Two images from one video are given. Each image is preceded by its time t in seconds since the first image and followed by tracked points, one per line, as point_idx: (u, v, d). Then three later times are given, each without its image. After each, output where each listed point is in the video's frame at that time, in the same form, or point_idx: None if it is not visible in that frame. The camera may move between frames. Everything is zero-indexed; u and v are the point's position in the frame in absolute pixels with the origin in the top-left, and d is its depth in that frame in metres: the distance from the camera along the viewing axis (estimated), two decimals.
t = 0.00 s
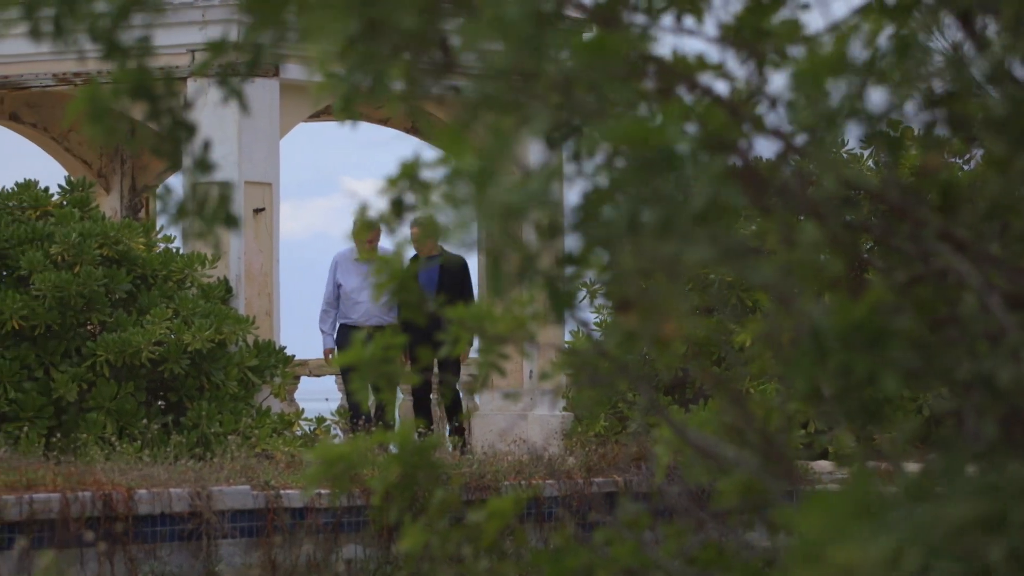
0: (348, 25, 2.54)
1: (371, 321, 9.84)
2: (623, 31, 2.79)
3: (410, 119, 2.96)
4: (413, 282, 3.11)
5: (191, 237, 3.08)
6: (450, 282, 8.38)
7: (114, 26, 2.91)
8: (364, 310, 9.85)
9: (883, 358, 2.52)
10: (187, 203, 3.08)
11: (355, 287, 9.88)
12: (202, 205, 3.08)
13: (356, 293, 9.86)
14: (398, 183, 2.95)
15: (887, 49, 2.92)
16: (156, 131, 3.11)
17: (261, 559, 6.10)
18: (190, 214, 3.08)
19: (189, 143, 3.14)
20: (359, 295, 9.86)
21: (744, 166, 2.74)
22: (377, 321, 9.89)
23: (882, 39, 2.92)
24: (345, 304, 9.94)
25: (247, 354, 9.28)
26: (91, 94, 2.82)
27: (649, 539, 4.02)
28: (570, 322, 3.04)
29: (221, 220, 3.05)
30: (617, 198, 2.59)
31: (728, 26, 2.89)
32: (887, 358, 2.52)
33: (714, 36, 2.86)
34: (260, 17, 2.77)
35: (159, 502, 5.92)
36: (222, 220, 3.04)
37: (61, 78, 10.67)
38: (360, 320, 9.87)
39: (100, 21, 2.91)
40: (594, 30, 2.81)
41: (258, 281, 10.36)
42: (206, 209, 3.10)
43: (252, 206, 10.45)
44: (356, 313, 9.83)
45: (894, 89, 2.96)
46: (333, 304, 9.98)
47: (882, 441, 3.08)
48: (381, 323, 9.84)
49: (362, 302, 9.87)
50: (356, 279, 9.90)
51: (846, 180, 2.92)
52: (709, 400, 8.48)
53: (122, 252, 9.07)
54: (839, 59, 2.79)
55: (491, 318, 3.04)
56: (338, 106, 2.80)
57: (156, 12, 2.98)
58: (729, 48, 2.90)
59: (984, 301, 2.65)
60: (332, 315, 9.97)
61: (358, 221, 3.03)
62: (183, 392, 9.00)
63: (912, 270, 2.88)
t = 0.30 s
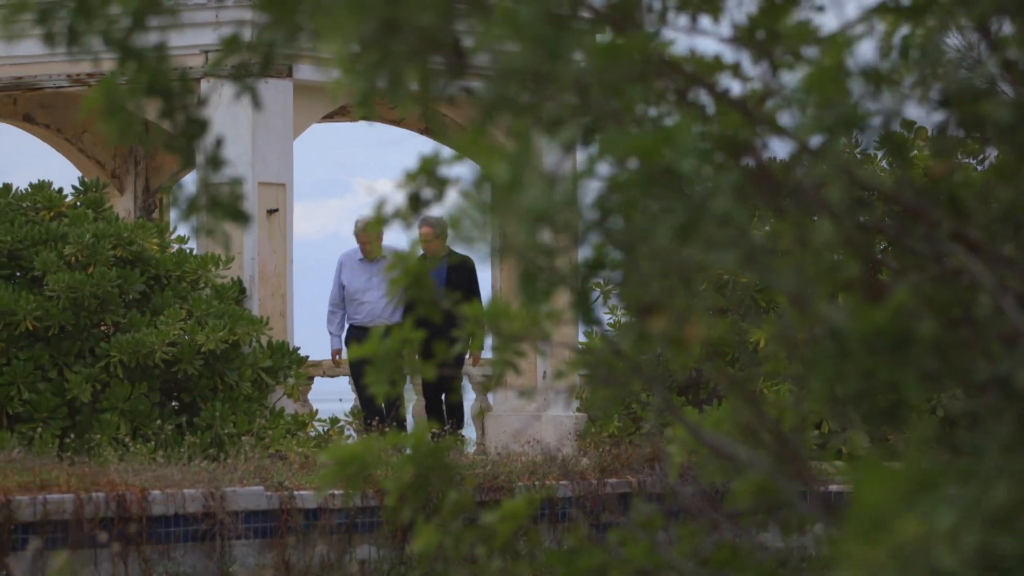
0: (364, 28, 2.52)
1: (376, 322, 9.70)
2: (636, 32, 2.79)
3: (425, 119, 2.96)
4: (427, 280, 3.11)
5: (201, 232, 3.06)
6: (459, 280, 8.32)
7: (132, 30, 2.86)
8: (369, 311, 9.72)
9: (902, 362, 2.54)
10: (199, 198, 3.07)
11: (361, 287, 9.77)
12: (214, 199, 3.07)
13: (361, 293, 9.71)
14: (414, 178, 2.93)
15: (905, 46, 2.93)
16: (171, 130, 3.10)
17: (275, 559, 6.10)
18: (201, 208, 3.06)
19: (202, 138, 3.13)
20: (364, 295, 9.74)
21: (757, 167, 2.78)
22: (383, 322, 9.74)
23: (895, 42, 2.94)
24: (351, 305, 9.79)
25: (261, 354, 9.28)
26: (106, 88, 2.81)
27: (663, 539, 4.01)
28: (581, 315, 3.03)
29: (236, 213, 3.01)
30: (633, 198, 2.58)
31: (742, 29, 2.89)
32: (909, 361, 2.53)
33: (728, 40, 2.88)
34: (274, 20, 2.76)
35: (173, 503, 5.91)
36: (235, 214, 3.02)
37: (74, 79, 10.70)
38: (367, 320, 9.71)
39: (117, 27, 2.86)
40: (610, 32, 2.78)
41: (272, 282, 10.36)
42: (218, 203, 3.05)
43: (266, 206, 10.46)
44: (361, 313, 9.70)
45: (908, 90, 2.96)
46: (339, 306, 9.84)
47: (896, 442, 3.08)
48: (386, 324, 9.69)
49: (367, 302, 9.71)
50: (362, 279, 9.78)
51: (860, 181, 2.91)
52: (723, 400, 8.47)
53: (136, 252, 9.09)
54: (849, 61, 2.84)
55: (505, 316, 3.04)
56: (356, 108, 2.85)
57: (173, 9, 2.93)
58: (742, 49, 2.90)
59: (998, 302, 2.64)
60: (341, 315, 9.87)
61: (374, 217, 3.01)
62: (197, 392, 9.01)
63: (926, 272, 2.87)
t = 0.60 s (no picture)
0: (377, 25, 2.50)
1: (384, 325, 9.49)
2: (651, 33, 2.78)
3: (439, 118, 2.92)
4: (443, 280, 3.10)
5: (217, 229, 3.02)
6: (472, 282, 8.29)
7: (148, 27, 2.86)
8: (377, 314, 9.52)
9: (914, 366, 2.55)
10: (215, 193, 3.03)
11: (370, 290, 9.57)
12: (230, 194, 3.03)
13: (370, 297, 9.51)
14: (428, 178, 2.93)
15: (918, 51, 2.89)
16: (185, 127, 3.09)
17: (290, 561, 6.09)
18: (217, 203, 3.03)
19: (217, 133, 3.10)
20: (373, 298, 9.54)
21: (773, 168, 2.74)
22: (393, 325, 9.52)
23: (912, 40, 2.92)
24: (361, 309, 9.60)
25: (277, 355, 9.28)
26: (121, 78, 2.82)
27: (679, 540, 4.00)
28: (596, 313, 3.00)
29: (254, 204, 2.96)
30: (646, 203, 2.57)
31: (759, 31, 2.92)
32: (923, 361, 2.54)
33: (745, 41, 2.89)
34: (288, 21, 2.75)
35: (188, 504, 5.90)
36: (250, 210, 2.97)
37: (90, 80, 10.73)
38: (376, 324, 9.51)
39: (132, 18, 2.85)
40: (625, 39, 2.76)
41: (288, 283, 10.35)
42: (233, 199, 3.01)
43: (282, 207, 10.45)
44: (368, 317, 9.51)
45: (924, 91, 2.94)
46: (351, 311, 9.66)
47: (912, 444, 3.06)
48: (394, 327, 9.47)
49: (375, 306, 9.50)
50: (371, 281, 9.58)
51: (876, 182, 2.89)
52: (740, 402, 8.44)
53: (152, 253, 9.10)
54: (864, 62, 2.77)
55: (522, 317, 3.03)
56: (373, 112, 2.82)
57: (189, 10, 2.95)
58: (759, 54, 2.93)
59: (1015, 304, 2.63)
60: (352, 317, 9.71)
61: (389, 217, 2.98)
62: (213, 393, 9.01)
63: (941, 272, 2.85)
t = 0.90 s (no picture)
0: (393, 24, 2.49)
1: (393, 326, 9.50)
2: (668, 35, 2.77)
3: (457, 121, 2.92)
4: (459, 285, 3.07)
5: (232, 227, 3.00)
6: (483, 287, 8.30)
7: (164, 17, 2.85)
8: (387, 315, 9.54)
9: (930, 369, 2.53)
10: (231, 191, 3.02)
11: (380, 290, 9.60)
12: (246, 192, 3.03)
13: (380, 298, 9.56)
14: (448, 179, 2.94)
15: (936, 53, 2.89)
16: (201, 128, 3.08)
17: (309, 562, 6.05)
18: (234, 201, 3.01)
19: (234, 132, 3.09)
20: (383, 298, 9.57)
21: (791, 170, 2.77)
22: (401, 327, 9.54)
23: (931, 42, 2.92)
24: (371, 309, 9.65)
25: (295, 357, 9.28)
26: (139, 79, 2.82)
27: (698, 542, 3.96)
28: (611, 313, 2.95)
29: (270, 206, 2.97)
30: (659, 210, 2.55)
31: (778, 35, 2.90)
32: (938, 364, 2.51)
33: (763, 43, 2.88)
34: (305, 21, 2.74)
35: (207, 506, 5.89)
36: (269, 209, 2.98)
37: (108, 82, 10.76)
38: (382, 324, 9.55)
39: (149, 13, 2.83)
40: (642, 37, 2.77)
41: (305, 285, 10.37)
42: (250, 198, 3.01)
43: (300, 209, 10.47)
44: (378, 317, 9.52)
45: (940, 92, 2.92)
46: (362, 309, 9.72)
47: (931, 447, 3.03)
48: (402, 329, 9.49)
49: (385, 307, 9.54)
50: (382, 282, 9.61)
51: (893, 183, 2.87)
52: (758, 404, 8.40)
53: (170, 255, 9.13)
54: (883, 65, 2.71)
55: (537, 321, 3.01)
56: (388, 115, 2.81)
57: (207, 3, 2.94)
58: (777, 55, 2.90)
59: None
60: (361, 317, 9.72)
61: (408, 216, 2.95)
62: (231, 395, 9.01)
63: (959, 273, 2.83)
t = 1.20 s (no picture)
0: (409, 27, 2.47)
1: (403, 328, 9.54)
2: (686, 38, 2.74)
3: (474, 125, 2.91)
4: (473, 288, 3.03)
5: (252, 234, 2.95)
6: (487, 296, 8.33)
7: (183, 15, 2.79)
8: (397, 316, 9.56)
9: (942, 375, 2.51)
10: (250, 198, 2.97)
11: (391, 291, 9.60)
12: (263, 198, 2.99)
13: (391, 299, 9.57)
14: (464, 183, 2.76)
15: (951, 58, 2.90)
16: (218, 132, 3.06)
17: (325, 565, 6.04)
18: (252, 208, 2.96)
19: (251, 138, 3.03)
20: (394, 299, 9.57)
21: (808, 173, 2.75)
22: (412, 328, 9.57)
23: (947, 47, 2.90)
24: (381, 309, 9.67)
25: (312, 360, 9.27)
26: (158, 84, 2.79)
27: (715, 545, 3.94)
28: (631, 313, 3.04)
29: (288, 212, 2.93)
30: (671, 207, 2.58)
31: (794, 37, 2.86)
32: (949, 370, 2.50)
33: (780, 46, 2.84)
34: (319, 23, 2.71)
35: (223, 509, 5.88)
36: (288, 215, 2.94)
37: (126, 85, 10.78)
38: (392, 325, 9.58)
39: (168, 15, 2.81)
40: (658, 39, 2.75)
41: (322, 288, 10.37)
42: (268, 204, 2.98)
43: (316, 212, 10.47)
44: (389, 318, 9.54)
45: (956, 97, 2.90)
46: (373, 307, 9.73)
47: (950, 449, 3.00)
48: (413, 331, 9.52)
49: (395, 308, 9.56)
50: (393, 282, 9.60)
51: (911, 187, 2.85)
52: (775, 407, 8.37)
53: (187, 258, 9.13)
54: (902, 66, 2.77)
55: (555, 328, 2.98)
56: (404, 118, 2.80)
57: (224, 2, 2.92)
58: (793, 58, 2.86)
59: None
60: (373, 316, 9.72)
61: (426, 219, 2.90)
62: (248, 398, 9.01)
63: (976, 278, 2.81)
